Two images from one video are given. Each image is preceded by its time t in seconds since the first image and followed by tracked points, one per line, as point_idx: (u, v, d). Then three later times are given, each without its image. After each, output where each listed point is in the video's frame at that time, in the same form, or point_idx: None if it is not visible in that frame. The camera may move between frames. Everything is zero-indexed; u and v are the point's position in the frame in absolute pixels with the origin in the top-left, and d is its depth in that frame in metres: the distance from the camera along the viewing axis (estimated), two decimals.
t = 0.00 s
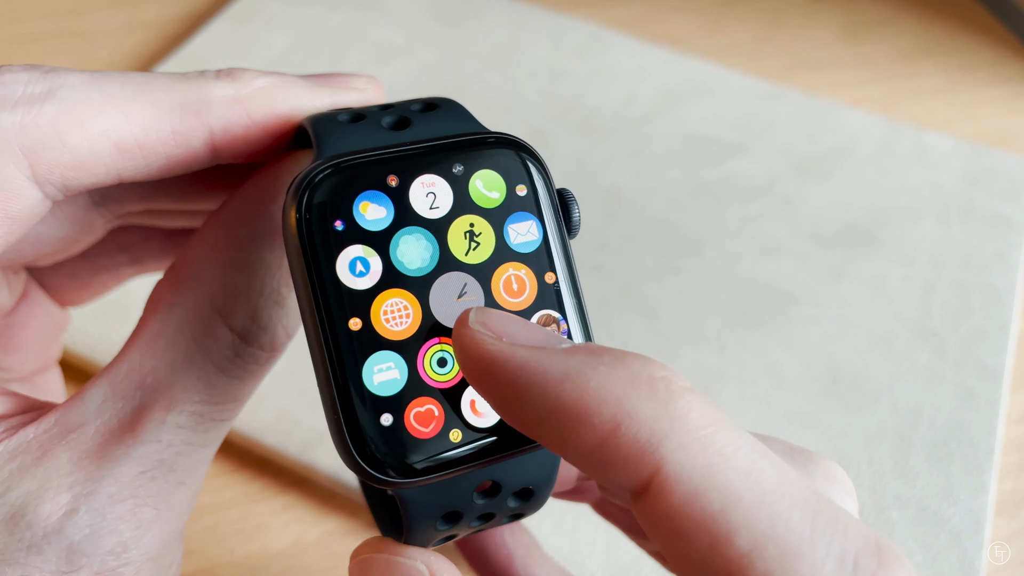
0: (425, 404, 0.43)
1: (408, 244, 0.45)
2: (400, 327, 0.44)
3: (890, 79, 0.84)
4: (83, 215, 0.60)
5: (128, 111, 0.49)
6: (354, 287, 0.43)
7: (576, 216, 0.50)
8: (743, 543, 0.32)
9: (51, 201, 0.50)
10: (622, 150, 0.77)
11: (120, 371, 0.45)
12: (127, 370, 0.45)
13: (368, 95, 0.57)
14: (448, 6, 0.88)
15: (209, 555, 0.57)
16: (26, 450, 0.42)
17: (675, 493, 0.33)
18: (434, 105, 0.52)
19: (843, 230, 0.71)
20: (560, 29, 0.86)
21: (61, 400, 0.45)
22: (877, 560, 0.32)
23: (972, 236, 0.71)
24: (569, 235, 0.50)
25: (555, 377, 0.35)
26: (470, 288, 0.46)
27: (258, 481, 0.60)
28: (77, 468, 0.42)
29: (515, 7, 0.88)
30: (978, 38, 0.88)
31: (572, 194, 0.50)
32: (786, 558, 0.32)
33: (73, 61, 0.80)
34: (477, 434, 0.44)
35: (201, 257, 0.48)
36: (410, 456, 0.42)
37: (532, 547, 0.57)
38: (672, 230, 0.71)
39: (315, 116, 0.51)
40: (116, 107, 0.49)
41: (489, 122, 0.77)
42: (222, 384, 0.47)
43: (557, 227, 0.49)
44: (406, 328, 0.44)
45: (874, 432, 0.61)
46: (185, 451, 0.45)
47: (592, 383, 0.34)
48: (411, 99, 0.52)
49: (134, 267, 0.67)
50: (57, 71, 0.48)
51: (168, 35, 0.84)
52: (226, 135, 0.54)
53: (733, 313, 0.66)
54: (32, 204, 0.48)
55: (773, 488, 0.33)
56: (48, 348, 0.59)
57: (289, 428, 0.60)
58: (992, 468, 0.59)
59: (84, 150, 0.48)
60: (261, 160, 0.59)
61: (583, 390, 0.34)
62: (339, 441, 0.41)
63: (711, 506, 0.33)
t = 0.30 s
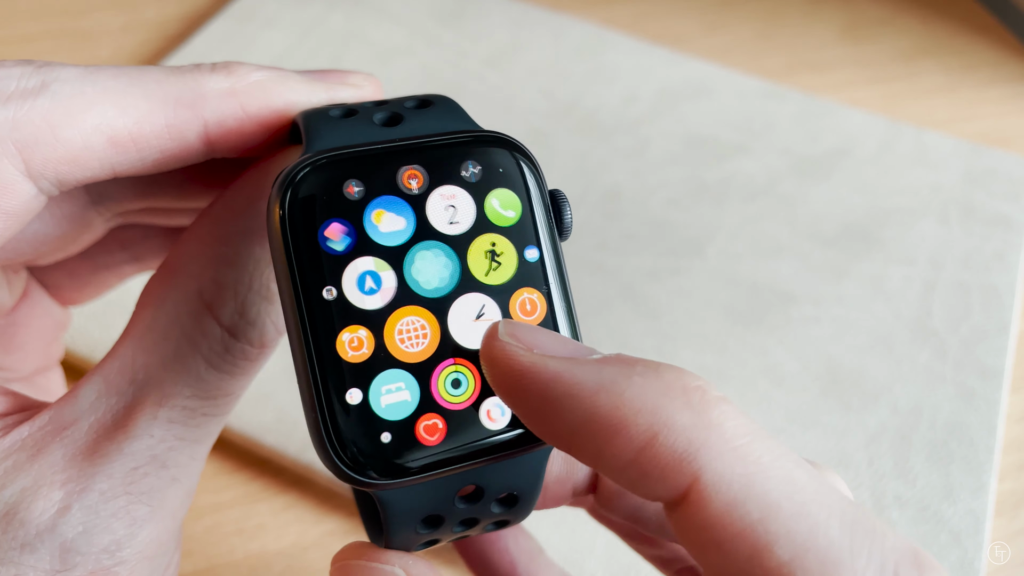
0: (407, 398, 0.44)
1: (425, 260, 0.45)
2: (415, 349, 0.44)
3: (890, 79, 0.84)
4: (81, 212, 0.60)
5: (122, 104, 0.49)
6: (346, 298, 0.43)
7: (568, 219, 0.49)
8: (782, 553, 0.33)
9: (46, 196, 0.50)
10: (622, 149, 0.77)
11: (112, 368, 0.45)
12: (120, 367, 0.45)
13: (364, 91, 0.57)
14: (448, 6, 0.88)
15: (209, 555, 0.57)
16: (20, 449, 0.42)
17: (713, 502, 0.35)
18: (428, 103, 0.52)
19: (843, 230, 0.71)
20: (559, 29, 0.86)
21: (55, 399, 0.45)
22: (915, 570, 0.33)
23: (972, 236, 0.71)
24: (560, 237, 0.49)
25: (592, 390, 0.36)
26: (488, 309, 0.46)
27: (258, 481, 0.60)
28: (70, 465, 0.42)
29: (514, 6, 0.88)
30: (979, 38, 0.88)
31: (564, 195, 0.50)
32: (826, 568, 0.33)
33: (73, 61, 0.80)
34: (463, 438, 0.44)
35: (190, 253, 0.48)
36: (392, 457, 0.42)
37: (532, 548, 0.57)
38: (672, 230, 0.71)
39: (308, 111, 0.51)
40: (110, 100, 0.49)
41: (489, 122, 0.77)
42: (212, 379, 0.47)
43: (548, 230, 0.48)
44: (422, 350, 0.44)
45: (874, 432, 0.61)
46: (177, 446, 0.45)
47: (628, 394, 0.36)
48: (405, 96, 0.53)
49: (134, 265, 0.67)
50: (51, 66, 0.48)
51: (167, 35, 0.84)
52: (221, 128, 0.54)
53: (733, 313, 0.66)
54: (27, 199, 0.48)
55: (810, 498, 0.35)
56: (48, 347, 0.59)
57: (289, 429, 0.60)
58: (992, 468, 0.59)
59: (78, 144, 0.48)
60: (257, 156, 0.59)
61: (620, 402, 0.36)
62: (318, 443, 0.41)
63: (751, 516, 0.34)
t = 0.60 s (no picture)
0: (392, 404, 0.44)
1: (479, 272, 0.46)
2: (469, 358, 0.45)
3: (890, 79, 0.84)
4: (82, 213, 0.60)
5: (123, 105, 0.49)
6: (348, 325, 0.43)
7: (567, 222, 0.49)
8: (838, 551, 0.35)
9: (46, 197, 0.50)
10: (622, 149, 0.77)
11: (113, 369, 0.45)
12: (121, 368, 0.45)
13: (366, 93, 0.57)
14: (448, 6, 0.88)
15: (209, 555, 0.57)
16: (21, 450, 0.42)
17: (766, 503, 0.36)
18: (428, 104, 0.52)
19: (843, 230, 0.71)
20: (559, 29, 0.86)
21: (55, 400, 0.45)
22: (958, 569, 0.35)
23: (972, 236, 0.71)
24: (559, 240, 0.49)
25: (644, 397, 0.38)
26: (533, 321, 0.47)
27: (258, 481, 0.60)
28: (71, 466, 0.42)
29: (515, 7, 0.88)
30: (979, 38, 0.88)
31: (563, 198, 0.50)
32: (879, 567, 0.34)
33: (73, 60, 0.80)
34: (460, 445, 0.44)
35: (191, 253, 0.48)
36: (387, 458, 0.43)
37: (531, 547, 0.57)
38: (672, 230, 0.71)
39: (308, 111, 0.51)
40: (111, 101, 0.49)
41: (489, 122, 0.77)
42: (212, 381, 0.47)
43: (546, 235, 0.48)
44: (474, 360, 0.45)
45: (873, 432, 0.61)
46: (178, 448, 0.45)
47: (678, 400, 0.38)
48: (406, 97, 0.53)
49: (135, 265, 0.67)
50: (52, 67, 0.48)
51: (167, 35, 0.84)
52: (222, 129, 0.54)
53: (733, 313, 0.66)
54: (28, 200, 0.49)
55: (858, 498, 0.36)
56: (49, 347, 0.59)
57: (289, 429, 0.60)
58: (992, 468, 0.59)
59: (79, 145, 0.48)
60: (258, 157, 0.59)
61: (670, 408, 0.38)
62: (311, 445, 0.41)
63: (804, 515, 0.36)
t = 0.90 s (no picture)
0: (392, 406, 0.43)
1: (480, 275, 0.46)
2: (470, 361, 0.45)
3: (890, 79, 0.84)
4: (83, 214, 0.60)
5: (123, 106, 0.49)
6: (350, 327, 0.43)
7: (568, 223, 0.49)
8: (846, 550, 0.35)
9: (47, 198, 0.50)
10: (622, 149, 0.77)
11: (113, 370, 0.45)
12: (121, 369, 0.45)
13: (366, 94, 0.57)
14: (448, 6, 0.87)
15: (209, 555, 0.57)
16: (22, 451, 0.42)
17: (775, 503, 0.36)
18: (429, 105, 0.52)
19: (843, 230, 0.71)
20: (559, 29, 0.86)
21: (56, 401, 0.45)
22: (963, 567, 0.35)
23: (972, 236, 0.71)
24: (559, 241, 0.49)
25: (653, 397, 0.38)
26: (534, 324, 0.46)
27: (258, 481, 0.60)
28: (71, 467, 0.42)
29: (514, 7, 0.88)
30: (979, 38, 0.88)
31: (564, 199, 0.50)
32: (887, 565, 0.35)
33: (72, 60, 0.80)
34: (461, 447, 0.44)
35: (192, 255, 0.48)
36: (386, 459, 0.43)
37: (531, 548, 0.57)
38: (672, 230, 0.71)
39: (309, 111, 0.51)
40: (111, 102, 0.49)
41: (489, 122, 0.77)
42: (212, 382, 0.46)
43: (547, 237, 0.48)
44: (476, 363, 0.45)
45: (873, 432, 0.61)
46: (178, 449, 0.45)
47: (687, 401, 0.38)
48: (407, 97, 0.53)
49: (135, 265, 0.67)
50: (52, 67, 0.48)
51: (167, 35, 0.84)
52: (222, 129, 0.53)
53: (732, 313, 0.66)
54: (28, 200, 0.49)
55: (866, 497, 0.36)
56: (50, 347, 0.59)
57: (289, 429, 0.60)
58: (992, 468, 0.59)
59: (79, 146, 0.48)
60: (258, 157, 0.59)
61: (679, 409, 0.37)
62: (311, 446, 0.41)
63: (813, 514, 0.36)
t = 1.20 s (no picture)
0: (393, 398, 0.43)
1: (480, 267, 0.46)
2: (470, 353, 0.45)
3: (890, 79, 0.84)
4: (84, 214, 0.60)
5: (126, 106, 0.49)
6: (352, 319, 0.43)
7: (570, 222, 0.49)
8: (853, 542, 0.35)
9: (49, 197, 0.50)
10: (622, 149, 0.77)
11: (115, 370, 0.45)
12: (123, 369, 0.45)
13: (368, 95, 0.57)
14: (448, 6, 0.87)
15: (209, 555, 0.57)
16: (23, 451, 0.42)
17: (783, 495, 0.36)
18: (431, 105, 0.52)
19: (843, 230, 0.71)
20: (559, 29, 0.86)
21: (58, 401, 0.45)
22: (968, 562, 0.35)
23: (972, 236, 0.71)
24: (561, 240, 0.49)
25: (664, 387, 0.38)
26: (535, 317, 0.46)
27: (258, 481, 0.60)
28: (73, 467, 0.42)
29: (514, 7, 0.88)
30: (978, 38, 0.88)
31: (566, 199, 0.50)
32: (893, 558, 0.35)
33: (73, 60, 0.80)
34: (462, 445, 0.44)
35: (194, 255, 0.48)
36: (387, 458, 0.43)
37: (532, 548, 0.57)
38: (672, 230, 0.71)
39: (311, 112, 0.52)
40: (114, 102, 0.49)
41: (490, 122, 0.77)
42: (215, 382, 0.46)
43: (549, 235, 0.48)
44: (475, 355, 0.45)
45: (874, 432, 0.61)
46: (180, 449, 0.45)
47: (698, 392, 0.38)
48: (410, 99, 0.53)
49: (137, 265, 0.67)
50: (56, 67, 0.48)
51: (167, 35, 0.84)
52: (224, 130, 0.53)
53: (733, 313, 0.66)
54: (31, 201, 0.49)
55: (873, 492, 0.36)
56: (52, 347, 0.59)
57: (289, 429, 0.60)
58: (992, 467, 0.59)
59: (82, 146, 0.48)
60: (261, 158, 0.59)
61: (690, 399, 0.38)
62: (314, 445, 0.41)
63: (821, 507, 0.36)
